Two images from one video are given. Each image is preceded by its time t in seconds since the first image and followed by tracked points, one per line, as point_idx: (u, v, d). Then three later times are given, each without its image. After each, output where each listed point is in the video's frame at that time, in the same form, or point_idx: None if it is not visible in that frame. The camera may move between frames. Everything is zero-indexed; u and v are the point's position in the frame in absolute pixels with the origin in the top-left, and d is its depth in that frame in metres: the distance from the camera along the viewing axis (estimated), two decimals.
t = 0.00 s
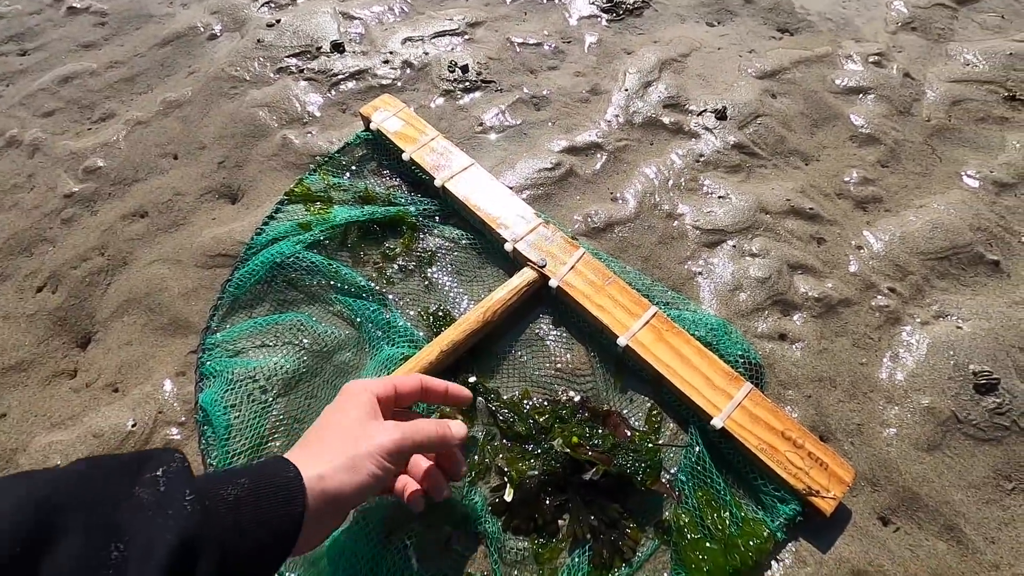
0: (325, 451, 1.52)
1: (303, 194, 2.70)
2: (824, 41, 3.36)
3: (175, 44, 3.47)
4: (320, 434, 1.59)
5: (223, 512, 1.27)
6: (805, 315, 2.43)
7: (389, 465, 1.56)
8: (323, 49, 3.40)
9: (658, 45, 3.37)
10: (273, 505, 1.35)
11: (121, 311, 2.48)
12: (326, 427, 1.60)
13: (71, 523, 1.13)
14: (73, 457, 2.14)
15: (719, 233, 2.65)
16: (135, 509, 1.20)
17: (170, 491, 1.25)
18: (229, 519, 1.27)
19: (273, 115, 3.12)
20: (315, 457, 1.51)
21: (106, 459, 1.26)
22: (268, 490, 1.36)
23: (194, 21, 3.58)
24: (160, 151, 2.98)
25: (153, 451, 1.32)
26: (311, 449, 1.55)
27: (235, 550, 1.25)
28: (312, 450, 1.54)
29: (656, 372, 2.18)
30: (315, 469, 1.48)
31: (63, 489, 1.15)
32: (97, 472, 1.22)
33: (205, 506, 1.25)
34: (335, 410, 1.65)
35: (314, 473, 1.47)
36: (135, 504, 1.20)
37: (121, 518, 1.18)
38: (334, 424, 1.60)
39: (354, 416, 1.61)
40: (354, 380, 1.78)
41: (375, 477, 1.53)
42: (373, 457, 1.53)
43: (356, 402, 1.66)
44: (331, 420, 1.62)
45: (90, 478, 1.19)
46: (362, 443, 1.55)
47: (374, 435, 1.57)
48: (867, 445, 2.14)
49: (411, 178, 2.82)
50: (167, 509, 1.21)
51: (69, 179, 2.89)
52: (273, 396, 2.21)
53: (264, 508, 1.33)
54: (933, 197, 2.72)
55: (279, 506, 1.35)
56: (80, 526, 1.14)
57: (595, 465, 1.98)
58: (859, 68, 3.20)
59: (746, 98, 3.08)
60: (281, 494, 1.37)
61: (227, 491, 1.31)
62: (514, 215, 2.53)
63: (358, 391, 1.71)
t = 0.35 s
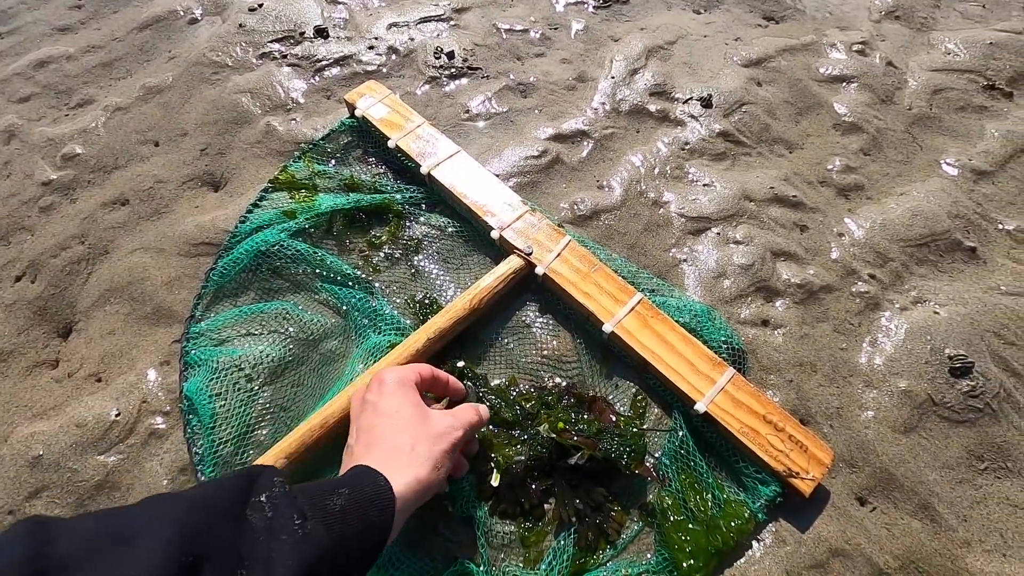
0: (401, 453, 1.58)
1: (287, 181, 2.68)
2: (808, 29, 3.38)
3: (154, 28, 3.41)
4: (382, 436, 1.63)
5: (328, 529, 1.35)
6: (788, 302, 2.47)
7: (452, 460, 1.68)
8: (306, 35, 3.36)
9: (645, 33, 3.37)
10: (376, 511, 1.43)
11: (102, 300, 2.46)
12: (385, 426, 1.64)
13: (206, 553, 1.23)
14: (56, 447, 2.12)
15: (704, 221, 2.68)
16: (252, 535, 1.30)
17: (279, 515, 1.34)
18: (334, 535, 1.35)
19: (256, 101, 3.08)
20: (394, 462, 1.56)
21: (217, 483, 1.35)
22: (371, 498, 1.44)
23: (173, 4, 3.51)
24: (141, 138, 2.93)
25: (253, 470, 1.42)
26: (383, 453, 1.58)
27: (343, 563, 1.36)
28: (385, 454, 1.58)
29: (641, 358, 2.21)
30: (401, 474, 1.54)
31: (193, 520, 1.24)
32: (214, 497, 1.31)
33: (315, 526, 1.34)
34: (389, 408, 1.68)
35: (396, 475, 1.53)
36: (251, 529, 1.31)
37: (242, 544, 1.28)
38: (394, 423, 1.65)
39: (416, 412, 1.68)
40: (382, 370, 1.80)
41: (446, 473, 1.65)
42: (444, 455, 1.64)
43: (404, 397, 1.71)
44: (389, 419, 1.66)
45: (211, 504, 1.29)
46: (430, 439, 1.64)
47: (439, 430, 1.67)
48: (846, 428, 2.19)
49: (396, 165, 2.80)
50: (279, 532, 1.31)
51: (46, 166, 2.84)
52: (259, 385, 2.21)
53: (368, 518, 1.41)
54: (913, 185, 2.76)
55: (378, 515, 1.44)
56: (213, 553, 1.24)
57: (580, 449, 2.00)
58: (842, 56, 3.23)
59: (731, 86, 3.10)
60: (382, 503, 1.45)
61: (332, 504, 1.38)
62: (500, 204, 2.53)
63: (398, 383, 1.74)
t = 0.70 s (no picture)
0: (413, 426, 1.72)
1: (267, 173, 2.67)
2: (791, 22, 3.38)
3: (133, 18, 3.37)
4: (390, 411, 1.74)
5: (370, 500, 1.42)
6: (764, 294, 2.49)
7: (449, 435, 1.84)
8: (287, 26, 3.34)
9: (627, 24, 3.36)
10: (402, 481, 1.51)
11: (80, 294, 2.45)
12: (392, 403, 1.77)
13: (278, 529, 1.26)
14: (33, 440, 2.13)
15: (682, 213, 2.69)
16: (309, 509, 1.33)
17: (328, 490, 1.38)
18: (376, 505, 1.42)
19: (236, 93, 3.07)
20: (409, 436, 1.68)
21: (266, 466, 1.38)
22: (400, 470, 1.53)
23: None
24: (120, 130, 2.92)
25: (293, 451, 1.44)
26: (396, 427, 1.69)
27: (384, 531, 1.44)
28: (399, 427, 1.69)
29: (617, 350, 2.22)
30: (417, 446, 1.67)
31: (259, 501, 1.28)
32: (266, 479, 1.34)
33: (360, 499, 1.40)
34: (392, 386, 1.82)
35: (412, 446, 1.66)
36: (308, 503, 1.34)
37: (304, 519, 1.31)
38: (400, 399, 1.78)
39: (416, 390, 1.83)
40: (380, 347, 1.92)
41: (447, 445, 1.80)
42: (445, 429, 1.80)
43: (403, 376, 1.86)
44: (394, 396, 1.79)
45: (267, 486, 1.32)
46: (432, 414, 1.80)
47: (438, 405, 1.84)
48: (818, 418, 2.22)
49: (377, 157, 2.80)
50: (333, 505, 1.36)
51: (24, 159, 2.82)
52: (237, 378, 2.22)
53: (396, 489, 1.48)
54: (889, 177, 2.78)
55: (406, 486, 1.52)
56: (284, 529, 1.28)
57: (555, 440, 2.03)
58: (823, 49, 3.23)
59: (712, 79, 3.10)
60: (407, 474, 1.54)
61: (367, 479, 1.45)
62: (480, 196, 2.53)
63: (397, 361, 1.88)
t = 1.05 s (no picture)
0: (381, 416, 1.70)
1: (257, 171, 2.68)
2: (779, 22, 3.41)
3: (123, 15, 3.36)
4: (360, 404, 1.74)
5: (327, 487, 1.41)
6: (750, 292, 2.52)
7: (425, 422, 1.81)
8: (278, 24, 3.34)
9: (617, 24, 3.38)
10: (366, 471, 1.51)
11: (69, 291, 2.45)
12: (362, 396, 1.76)
13: (224, 518, 1.27)
14: (21, 438, 2.13)
15: (670, 212, 2.71)
16: (260, 498, 1.34)
17: (282, 479, 1.38)
18: (334, 493, 1.42)
19: (227, 91, 3.07)
20: (377, 425, 1.67)
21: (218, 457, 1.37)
22: (365, 461, 1.52)
23: None
24: (109, 128, 2.91)
25: (250, 441, 1.43)
26: (363, 419, 1.68)
27: (345, 517, 1.43)
28: (366, 420, 1.68)
29: (605, 347, 2.24)
30: (384, 436, 1.65)
31: (204, 490, 1.28)
32: (216, 469, 1.33)
33: (315, 486, 1.39)
34: (363, 379, 1.80)
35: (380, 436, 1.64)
36: (259, 492, 1.34)
37: (253, 508, 1.32)
38: (370, 392, 1.77)
39: (387, 381, 1.81)
40: (353, 344, 1.91)
41: (421, 435, 1.77)
42: (418, 417, 1.77)
43: (375, 368, 1.84)
44: (364, 389, 1.78)
45: (216, 476, 1.32)
46: (404, 403, 1.78)
47: (410, 395, 1.81)
48: (802, 415, 2.25)
49: (366, 156, 2.81)
50: (285, 494, 1.36)
51: (13, 156, 2.82)
52: (225, 374, 2.22)
53: (359, 476, 1.49)
54: (875, 177, 2.81)
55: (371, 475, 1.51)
56: (231, 518, 1.28)
57: (541, 436, 2.04)
58: (811, 49, 3.26)
59: (701, 79, 3.13)
60: (370, 464, 1.53)
61: (327, 468, 1.45)
62: (469, 194, 2.55)
63: (369, 356, 1.87)
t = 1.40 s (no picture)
0: (393, 417, 1.72)
1: (262, 169, 2.68)
2: (784, 25, 3.43)
3: (129, 12, 3.37)
4: (371, 404, 1.76)
5: (343, 490, 1.41)
6: (755, 293, 2.53)
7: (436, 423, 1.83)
8: (284, 22, 3.34)
9: (622, 25, 3.40)
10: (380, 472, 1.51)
11: (74, 287, 2.45)
12: (374, 396, 1.78)
13: (240, 520, 1.25)
14: (26, 433, 2.13)
15: (675, 212, 2.72)
16: (276, 502, 1.33)
17: (297, 482, 1.39)
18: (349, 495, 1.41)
19: (233, 89, 3.07)
20: (389, 426, 1.69)
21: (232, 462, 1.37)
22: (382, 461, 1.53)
23: None
24: (115, 124, 2.91)
25: (264, 447, 1.44)
26: (375, 420, 1.70)
27: (360, 522, 1.42)
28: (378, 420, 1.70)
29: (610, 347, 2.25)
30: (397, 436, 1.67)
31: (221, 493, 1.26)
32: (231, 473, 1.33)
33: (330, 488, 1.40)
34: (374, 380, 1.82)
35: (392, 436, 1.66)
36: (274, 496, 1.34)
37: (269, 510, 1.31)
38: (381, 392, 1.79)
39: (398, 381, 1.84)
40: (362, 346, 1.94)
41: (432, 435, 1.79)
42: (428, 418, 1.80)
43: (385, 370, 1.86)
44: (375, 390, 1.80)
45: (232, 480, 1.31)
46: (414, 404, 1.80)
47: (420, 395, 1.84)
48: (806, 415, 2.26)
49: (372, 154, 2.82)
50: (300, 497, 1.35)
51: (18, 151, 2.82)
52: (231, 371, 2.22)
53: (376, 477, 1.48)
54: (879, 179, 2.82)
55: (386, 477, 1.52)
56: (248, 521, 1.26)
57: (547, 435, 2.04)
58: (815, 52, 3.28)
59: (705, 81, 3.14)
60: (385, 464, 1.53)
61: (342, 469, 1.45)
62: (474, 193, 2.55)
63: (379, 358, 1.89)
